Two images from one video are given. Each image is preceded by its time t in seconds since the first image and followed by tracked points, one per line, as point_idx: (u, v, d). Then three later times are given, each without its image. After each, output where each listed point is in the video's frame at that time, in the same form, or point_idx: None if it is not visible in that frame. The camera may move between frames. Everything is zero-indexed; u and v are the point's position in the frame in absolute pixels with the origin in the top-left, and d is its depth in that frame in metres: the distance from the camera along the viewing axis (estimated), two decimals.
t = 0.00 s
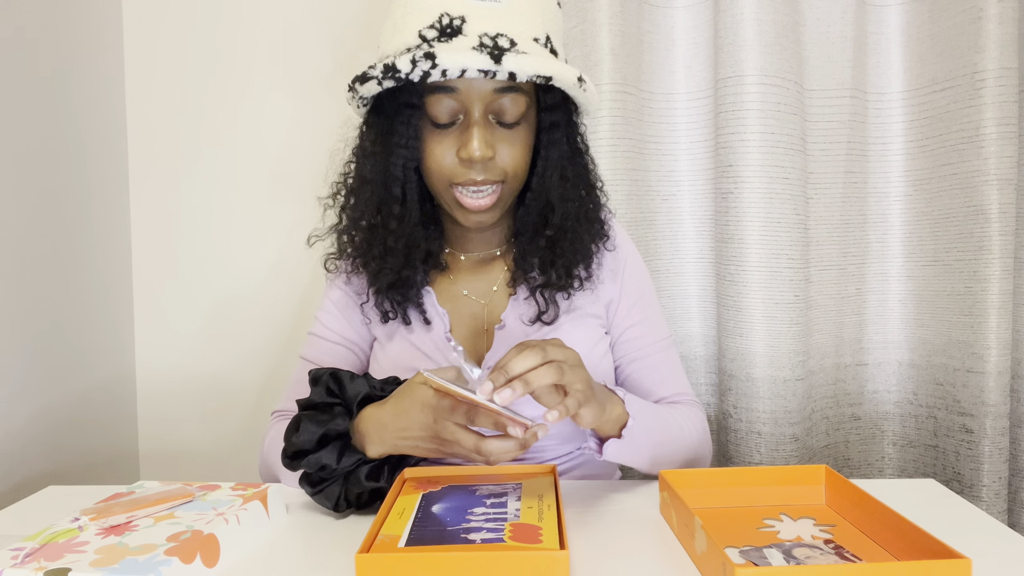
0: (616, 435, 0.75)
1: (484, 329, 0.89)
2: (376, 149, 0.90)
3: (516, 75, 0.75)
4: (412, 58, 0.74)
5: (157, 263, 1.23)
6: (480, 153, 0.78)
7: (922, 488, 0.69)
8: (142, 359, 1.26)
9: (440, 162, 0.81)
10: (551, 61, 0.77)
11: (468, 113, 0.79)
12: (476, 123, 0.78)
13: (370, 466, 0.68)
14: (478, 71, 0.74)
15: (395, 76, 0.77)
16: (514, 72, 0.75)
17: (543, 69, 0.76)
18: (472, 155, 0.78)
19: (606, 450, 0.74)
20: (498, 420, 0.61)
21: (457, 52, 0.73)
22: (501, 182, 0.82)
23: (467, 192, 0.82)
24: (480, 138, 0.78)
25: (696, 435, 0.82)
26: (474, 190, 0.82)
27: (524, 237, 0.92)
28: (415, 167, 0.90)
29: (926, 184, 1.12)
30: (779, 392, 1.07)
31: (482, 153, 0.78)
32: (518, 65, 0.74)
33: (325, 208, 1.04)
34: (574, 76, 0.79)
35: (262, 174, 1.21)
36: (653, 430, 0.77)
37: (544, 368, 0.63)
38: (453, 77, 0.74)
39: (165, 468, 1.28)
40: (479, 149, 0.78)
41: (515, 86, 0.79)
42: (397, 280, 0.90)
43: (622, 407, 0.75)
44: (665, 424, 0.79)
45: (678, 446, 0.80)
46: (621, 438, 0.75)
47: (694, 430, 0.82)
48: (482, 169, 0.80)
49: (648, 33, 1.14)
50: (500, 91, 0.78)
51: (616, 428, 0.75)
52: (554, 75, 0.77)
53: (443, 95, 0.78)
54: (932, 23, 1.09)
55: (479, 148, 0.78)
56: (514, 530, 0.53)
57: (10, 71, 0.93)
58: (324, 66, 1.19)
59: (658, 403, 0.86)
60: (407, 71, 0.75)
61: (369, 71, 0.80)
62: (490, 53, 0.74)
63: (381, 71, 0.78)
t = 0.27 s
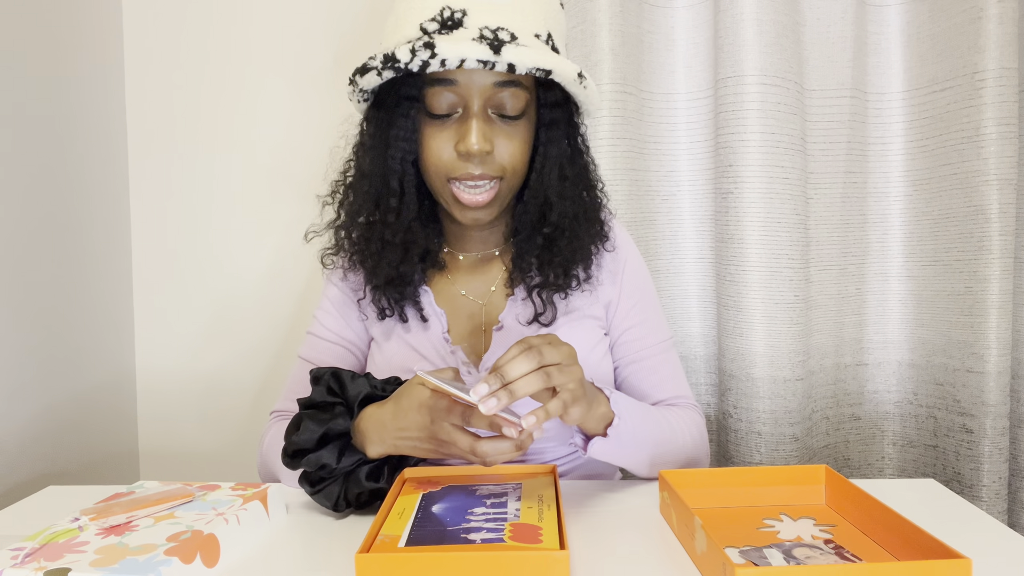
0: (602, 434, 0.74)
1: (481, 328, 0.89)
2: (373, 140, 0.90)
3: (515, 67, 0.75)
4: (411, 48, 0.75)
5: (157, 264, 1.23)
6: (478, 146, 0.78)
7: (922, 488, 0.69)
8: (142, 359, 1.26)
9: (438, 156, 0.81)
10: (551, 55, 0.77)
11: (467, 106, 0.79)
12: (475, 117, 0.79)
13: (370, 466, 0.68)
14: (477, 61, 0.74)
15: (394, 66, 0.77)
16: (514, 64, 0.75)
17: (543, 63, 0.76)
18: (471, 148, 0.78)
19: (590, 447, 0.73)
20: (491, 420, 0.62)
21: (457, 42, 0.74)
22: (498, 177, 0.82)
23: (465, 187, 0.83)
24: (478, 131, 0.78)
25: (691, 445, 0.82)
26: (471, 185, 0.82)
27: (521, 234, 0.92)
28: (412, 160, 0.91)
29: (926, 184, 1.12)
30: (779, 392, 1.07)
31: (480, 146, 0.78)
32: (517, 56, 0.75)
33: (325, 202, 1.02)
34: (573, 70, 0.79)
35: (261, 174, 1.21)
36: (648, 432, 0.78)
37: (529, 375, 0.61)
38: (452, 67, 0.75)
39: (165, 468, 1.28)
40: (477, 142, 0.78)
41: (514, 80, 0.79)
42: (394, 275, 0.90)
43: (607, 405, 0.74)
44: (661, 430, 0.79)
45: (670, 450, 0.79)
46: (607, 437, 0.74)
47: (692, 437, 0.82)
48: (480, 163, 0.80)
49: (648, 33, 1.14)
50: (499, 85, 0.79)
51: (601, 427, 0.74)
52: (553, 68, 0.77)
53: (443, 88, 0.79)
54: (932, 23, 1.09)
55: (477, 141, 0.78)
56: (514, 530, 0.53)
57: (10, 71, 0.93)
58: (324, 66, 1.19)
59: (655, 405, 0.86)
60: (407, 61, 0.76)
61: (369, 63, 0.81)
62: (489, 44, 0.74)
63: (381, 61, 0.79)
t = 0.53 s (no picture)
0: (607, 429, 0.74)
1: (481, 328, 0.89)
2: (374, 140, 0.90)
3: (515, 66, 0.76)
4: (412, 47, 0.75)
5: (157, 264, 1.23)
6: (478, 146, 0.78)
7: (922, 488, 0.69)
8: (142, 359, 1.26)
9: (438, 155, 0.81)
10: (551, 54, 0.78)
11: (467, 105, 0.79)
12: (475, 116, 0.79)
13: (370, 466, 0.68)
14: (477, 60, 0.74)
15: (394, 65, 0.78)
16: (513, 63, 0.75)
17: (543, 62, 0.77)
18: (470, 148, 0.78)
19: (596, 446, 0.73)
20: (496, 419, 0.61)
21: (457, 42, 0.74)
22: (498, 177, 0.82)
23: (464, 186, 0.83)
24: (477, 131, 0.79)
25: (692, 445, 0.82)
26: (470, 185, 0.82)
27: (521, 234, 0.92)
28: (413, 160, 0.91)
29: (926, 184, 1.12)
30: (779, 392, 1.07)
31: (479, 146, 0.78)
32: (517, 55, 0.75)
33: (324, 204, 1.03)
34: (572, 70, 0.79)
35: (261, 174, 1.21)
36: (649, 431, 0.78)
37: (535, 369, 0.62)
38: (452, 66, 0.75)
39: (165, 468, 1.28)
40: (476, 142, 0.78)
41: (514, 80, 0.79)
42: (394, 275, 0.90)
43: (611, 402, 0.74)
44: (662, 429, 0.79)
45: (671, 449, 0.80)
46: (610, 433, 0.74)
47: (693, 437, 0.82)
48: (479, 163, 0.80)
49: (648, 33, 1.14)
50: (499, 85, 0.79)
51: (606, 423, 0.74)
52: (553, 68, 0.78)
53: (442, 87, 0.79)
54: (932, 23, 1.09)
55: (477, 141, 0.78)
56: (514, 530, 0.53)
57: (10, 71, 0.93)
58: (324, 66, 1.19)
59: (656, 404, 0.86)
60: (407, 60, 0.76)
61: (369, 62, 0.81)
62: (489, 43, 0.74)
63: (381, 60, 0.79)
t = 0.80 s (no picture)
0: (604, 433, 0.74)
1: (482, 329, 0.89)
2: (373, 136, 0.89)
3: (511, 52, 0.75)
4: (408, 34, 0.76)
5: (157, 264, 1.23)
6: (474, 135, 0.79)
7: (923, 489, 0.69)
8: (142, 359, 1.26)
9: (434, 145, 0.82)
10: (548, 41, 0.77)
11: (464, 95, 0.80)
12: (471, 106, 0.79)
13: (370, 464, 0.68)
14: (472, 45, 0.74)
15: (391, 53, 0.78)
16: (510, 48, 0.75)
17: (539, 49, 0.76)
18: (466, 138, 0.79)
19: (596, 448, 0.73)
20: (496, 415, 0.61)
21: (453, 27, 0.74)
22: (494, 171, 0.82)
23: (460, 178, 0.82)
24: (473, 121, 0.79)
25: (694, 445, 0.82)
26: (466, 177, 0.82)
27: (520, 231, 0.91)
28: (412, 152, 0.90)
29: (926, 184, 1.12)
30: (779, 392, 1.07)
31: (474, 136, 0.78)
32: (513, 40, 0.75)
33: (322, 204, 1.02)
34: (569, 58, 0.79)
35: (261, 175, 1.21)
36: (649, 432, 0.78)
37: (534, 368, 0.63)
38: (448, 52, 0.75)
39: (165, 468, 1.28)
40: (472, 132, 0.78)
41: (512, 71, 0.80)
42: (393, 274, 0.90)
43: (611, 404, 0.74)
44: (663, 431, 0.79)
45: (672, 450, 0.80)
46: (609, 436, 0.74)
47: (694, 438, 0.83)
48: (475, 154, 0.80)
49: (648, 33, 1.14)
50: (496, 75, 0.79)
51: (606, 426, 0.73)
52: (549, 56, 0.77)
53: (439, 78, 0.80)
54: (932, 23, 1.09)
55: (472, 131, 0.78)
56: (514, 530, 0.53)
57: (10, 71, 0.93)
58: (324, 66, 1.19)
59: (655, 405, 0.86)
60: (403, 48, 0.77)
61: (367, 54, 0.81)
62: (484, 29, 0.74)
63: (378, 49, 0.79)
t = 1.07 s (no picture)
0: (635, 444, 0.76)
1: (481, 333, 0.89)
2: (366, 132, 0.91)
3: (496, 33, 0.76)
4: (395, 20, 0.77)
5: (157, 263, 1.23)
6: (463, 122, 0.79)
7: (923, 488, 0.69)
8: (142, 359, 1.26)
9: (426, 135, 0.82)
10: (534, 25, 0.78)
11: (455, 83, 0.81)
12: (461, 93, 0.80)
13: (368, 462, 0.69)
14: (457, 27, 0.75)
15: (379, 41, 0.79)
16: (495, 30, 0.76)
17: (525, 31, 0.77)
18: (456, 122, 0.79)
19: (623, 458, 0.75)
20: (493, 412, 0.60)
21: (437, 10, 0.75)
22: (486, 158, 0.81)
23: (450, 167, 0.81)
24: (463, 109, 0.79)
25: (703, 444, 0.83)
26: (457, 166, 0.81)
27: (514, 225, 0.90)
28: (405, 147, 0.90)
29: (926, 184, 1.12)
30: (779, 392, 1.07)
31: (464, 123, 0.79)
32: (497, 23, 0.75)
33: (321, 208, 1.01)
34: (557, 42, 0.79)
35: (261, 174, 1.21)
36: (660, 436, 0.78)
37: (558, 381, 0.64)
38: (433, 35, 0.76)
39: (165, 468, 1.28)
40: (461, 119, 0.79)
41: (502, 57, 0.81)
42: (387, 270, 0.91)
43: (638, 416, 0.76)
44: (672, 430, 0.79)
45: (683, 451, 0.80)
46: (637, 447, 0.76)
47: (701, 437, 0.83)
48: (466, 142, 0.80)
49: (648, 33, 1.14)
50: (486, 62, 0.80)
51: (633, 437, 0.76)
52: (536, 38, 0.78)
53: (430, 67, 0.81)
54: (932, 23, 1.09)
55: (462, 119, 0.79)
56: (514, 530, 0.53)
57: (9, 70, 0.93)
58: (324, 66, 1.19)
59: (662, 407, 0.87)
60: (390, 34, 0.78)
61: (359, 47, 0.82)
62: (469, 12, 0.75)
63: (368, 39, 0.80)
